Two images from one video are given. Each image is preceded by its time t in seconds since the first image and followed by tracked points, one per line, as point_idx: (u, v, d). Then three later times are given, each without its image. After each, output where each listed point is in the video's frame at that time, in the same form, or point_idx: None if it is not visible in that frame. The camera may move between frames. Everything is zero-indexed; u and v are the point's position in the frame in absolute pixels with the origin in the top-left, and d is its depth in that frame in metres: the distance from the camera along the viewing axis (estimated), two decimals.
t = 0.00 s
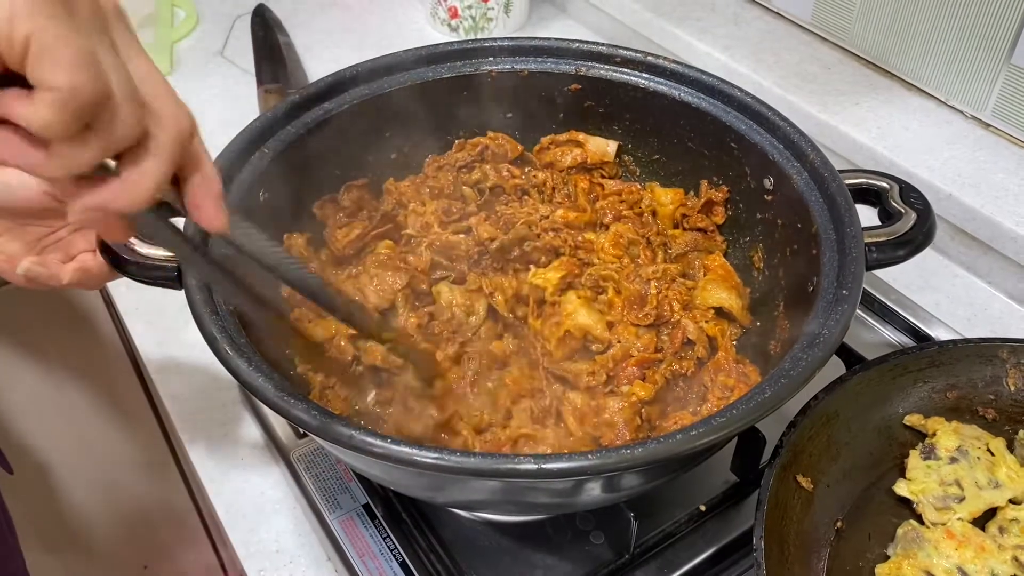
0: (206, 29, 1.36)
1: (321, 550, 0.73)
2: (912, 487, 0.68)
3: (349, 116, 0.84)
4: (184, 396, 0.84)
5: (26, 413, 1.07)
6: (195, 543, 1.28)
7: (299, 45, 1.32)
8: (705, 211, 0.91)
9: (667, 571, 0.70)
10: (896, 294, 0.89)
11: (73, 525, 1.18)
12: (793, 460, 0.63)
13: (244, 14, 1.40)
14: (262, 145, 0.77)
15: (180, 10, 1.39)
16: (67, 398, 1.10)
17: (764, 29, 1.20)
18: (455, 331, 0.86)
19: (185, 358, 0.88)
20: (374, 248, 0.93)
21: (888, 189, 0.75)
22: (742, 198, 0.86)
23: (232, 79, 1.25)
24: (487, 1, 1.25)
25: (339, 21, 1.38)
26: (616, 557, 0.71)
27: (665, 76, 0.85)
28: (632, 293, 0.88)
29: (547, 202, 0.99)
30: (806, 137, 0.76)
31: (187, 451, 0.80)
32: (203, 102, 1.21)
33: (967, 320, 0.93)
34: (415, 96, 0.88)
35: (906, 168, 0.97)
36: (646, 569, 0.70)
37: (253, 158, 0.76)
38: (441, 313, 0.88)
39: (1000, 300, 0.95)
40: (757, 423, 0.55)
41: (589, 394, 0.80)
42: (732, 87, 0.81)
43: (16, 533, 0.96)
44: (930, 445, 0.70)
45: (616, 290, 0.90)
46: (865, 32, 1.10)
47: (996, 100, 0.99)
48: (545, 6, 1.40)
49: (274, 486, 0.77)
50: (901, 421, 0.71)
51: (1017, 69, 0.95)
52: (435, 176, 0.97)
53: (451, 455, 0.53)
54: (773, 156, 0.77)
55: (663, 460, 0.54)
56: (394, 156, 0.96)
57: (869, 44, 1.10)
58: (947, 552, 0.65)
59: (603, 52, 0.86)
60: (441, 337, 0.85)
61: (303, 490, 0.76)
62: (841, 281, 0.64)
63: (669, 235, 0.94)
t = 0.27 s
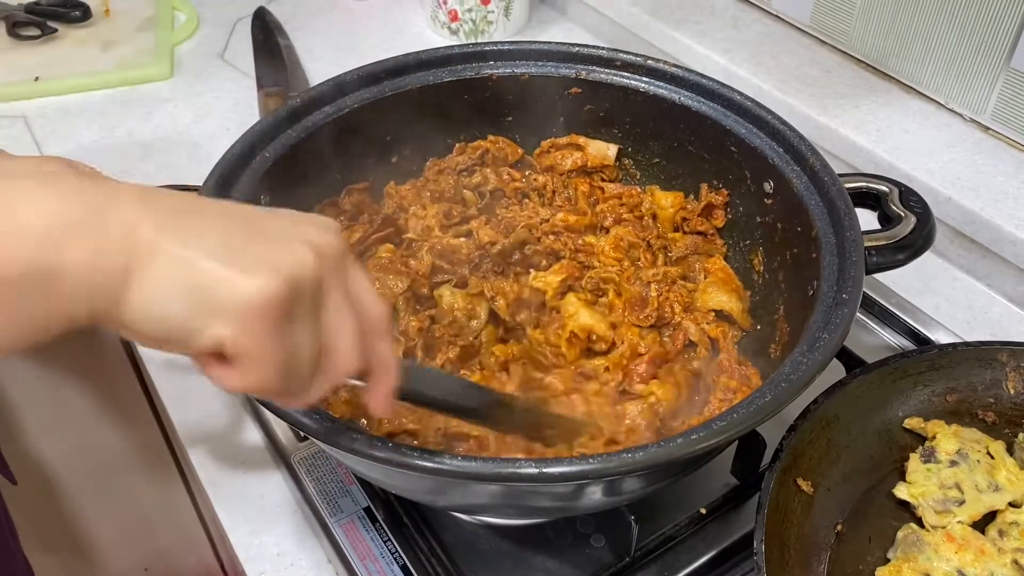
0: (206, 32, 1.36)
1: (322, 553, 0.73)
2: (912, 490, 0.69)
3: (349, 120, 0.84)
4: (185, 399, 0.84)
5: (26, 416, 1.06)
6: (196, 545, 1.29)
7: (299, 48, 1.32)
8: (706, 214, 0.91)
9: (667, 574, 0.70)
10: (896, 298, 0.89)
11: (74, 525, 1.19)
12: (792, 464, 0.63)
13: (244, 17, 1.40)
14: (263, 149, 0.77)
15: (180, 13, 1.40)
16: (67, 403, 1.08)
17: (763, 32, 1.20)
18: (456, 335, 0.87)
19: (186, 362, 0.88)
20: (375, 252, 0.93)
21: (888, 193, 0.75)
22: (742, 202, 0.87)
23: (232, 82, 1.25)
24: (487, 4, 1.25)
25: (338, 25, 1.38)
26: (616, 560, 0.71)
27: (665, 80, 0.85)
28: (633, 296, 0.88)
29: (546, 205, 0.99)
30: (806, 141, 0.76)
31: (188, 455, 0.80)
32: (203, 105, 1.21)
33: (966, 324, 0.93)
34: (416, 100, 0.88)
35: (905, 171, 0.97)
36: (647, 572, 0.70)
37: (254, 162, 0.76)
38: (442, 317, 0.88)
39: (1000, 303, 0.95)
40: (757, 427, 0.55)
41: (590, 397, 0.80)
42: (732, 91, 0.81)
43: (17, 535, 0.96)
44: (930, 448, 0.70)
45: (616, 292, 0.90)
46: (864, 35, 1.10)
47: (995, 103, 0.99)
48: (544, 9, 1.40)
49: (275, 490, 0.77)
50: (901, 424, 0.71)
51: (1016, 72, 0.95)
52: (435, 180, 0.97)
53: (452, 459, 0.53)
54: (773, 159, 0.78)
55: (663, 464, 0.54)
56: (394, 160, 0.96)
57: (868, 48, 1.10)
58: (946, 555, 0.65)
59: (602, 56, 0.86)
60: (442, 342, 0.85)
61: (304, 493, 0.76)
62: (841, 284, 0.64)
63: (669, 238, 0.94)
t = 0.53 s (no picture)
0: (205, 33, 1.36)
1: (320, 555, 0.73)
2: (910, 491, 0.69)
3: (347, 121, 0.84)
4: (183, 401, 0.84)
5: (27, 417, 1.07)
6: (197, 550, 1.29)
7: (297, 49, 1.32)
8: (704, 215, 0.91)
9: None
10: (895, 299, 0.89)
11: (75, 529, 1.19)
12: (791, 465, 0.63)
13: (243, 18, 1.40)
14: (260, 150, 0.77)
15: (178, 14, 1.40)
16: (67, 403, 1.09)
17: (762, 33, 1.20)
18: (454, 336, 0.86)
19: (184, 363, 0.88)
20: (373, 253, 0.93)
21: (886, 194, 0.75)
22: (740, 203, 0.87)
23: (230, 83, 1.25)
24: (485, 5, 1.25)
25: (337, 26, 1.38)
26: (615, 562, 0.71)
27: (663, 81, 0.85)
28: (631, 298, 0.88)
29: (545, 206, 1.00)
30: (803, 141, 0.76)
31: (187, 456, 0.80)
32: (202, 106, 1.21)
33: (965, 325, 0.93)
34: (413, 101, 0.88)
35: (904, 172, 0.97)
36: (646, 573, 0.70)
37: (251, 163, 0.76)
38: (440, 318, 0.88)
39: (998, 304, 0.95)
40: (755, 428, 0.55)
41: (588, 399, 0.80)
42: (730, 92, 0.81)
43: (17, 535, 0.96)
44: (928, 449, 0.70)
45: (614, 294, 0.89)
46: (863, 36, 1.10)
47: (994, 104, 0.99)
48: (543, 11, 1.40)
49: (273, 492, 0.77)
50: (899, 426, 0.71)
51: (1014, 73, 0.95)
52: (433, 181, 0.97)
53: (449, 461, 0.53)
54: (771, 160, 0.77)
55: (661, 465, 0.54)
56: (392, 161, 0.96)
57: (867, 49, 1.11)
58: (944, 556, 0.65)
59: (600, 57, 0.86)
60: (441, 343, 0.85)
61: (302, 495, 0.76)
62: (839, 285, 0.64)
63: (667, 240, 0.94)
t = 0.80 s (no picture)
0: (203, 33, 1.36)
1: (316, 556, 0.72)
2: (907, 492, 0.68)
3: (344, 121, 0.84)
4: (180, 402, 0.84)
5: (26, 417, 1.06)
6: (194, 548, 1.29)
7: (295, 50, 1.32)
8: (701, 216, 0.91)
9: None
10: (893, 299, 0.89)
11: (73, 532, 1.19)
12: (788, 466, 0.63)
13: (241, 18, 1.40)
14: (257, 150, 0.77)
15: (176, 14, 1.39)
16: (66, 403, 1.09)
17: (760, 33, 1.20)
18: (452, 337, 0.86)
19: (181, 363, 0.88)
20: (370, 255, 0.93)
21: (883, 194, 0.75)
22: (737, 203, 0.86)
23: (228, 84, 1.25)
24: (483, 5, 1.25)
25: (335, 26, 1.38)
26: (612, 563, 0.71)
27: (660, 81, 0.85)
28: (628, 298, 0.88)
29: (542, 207, 1.00)
30: (801, 142, 0.76)
31: (184, 457, 0.80)
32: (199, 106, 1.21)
33: (963, 325, 0.93)
34: (411, 102, 0.88)
35: (902, 173, 0.97)
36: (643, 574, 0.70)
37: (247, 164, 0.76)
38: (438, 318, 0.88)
39: (996, 304, 0.95)
40: (751, 429, 0.55)
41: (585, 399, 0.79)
42: (727, 92, 0.81)
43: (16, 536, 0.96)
44: (926, 450, 0.70)
45: (611, 295, 0.90)
46: (861, 37, 1.10)
47: (992, 104, 0.99)
48: (541, 11, 1.40)
49: (269, 492, 0.77)
50: (896, 426, 0.71)
51: (1012, 73, 0.95)
52: (430, 181, 0.97)
53: (445, 462, 0.53)
54: (768, 161, 0.77)
55: (657, 466, 0.53)
56: (390, 162, 0.95)
57: (864, 49, 1.10)
58: (942, 557, 0.65)
59: (598, 57, 0.86)
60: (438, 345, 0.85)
61: (298, 496, 0.76)
62: (836, 285, 0.64)
63: (664, 240, 0.94)
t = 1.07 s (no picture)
0: (203, 34, 1.36)
1: (317, 557, 0.72)
2: (910, 493, 0.68)
3: (344, 122, 0.84)
4: (180, 403, 0.84)
5: (25, 416, 1.06)
6: (195, 548, 1.29)
7: (295, 51, 1.32)
8: (702, 217, 0.91)
9: None
10: (894, 300, 0.89)
11: (73, 533, 1.19)
12: (790, 467, 0.63)
13: (240, 19, 1.40)
14: (257, 151, 0.77)
15: (175, 15, 1.39)
16: (66, 403, 1.09)
17: (760, 34, 1.20)
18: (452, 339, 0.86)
19: (181, 364, 0.88)
20: (371, 256, 0.93)
21: (884, 195, 0.75)
22: (738, 204, 0.86)
23: (228, 85, 1.25)
24: (483, 6, 1.25)
25: (334, 27, 1.38)
26: (613, 564, 0.70)
27: (661, 82, 0.85)
28: (629, 299, 0.88)
29: (543, 208, 0.99)
30: (802, 142, 0.76)
31: (184, 459, 0.80)
32: (199, 107, 1.20)
33: (963, 326, 0.93)
34: (411, 102, 0.88)
35: (902, 173, 0.97)
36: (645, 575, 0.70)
37: (248, 165, 0.75)
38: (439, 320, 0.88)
39: (997, 305, 0.95)
40: (753, 430, 0.55)
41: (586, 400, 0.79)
42: (728, 93, 0.81)
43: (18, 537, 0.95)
44: (928, 451, 0.70)
45: (612, 296, 0.90)
46: (861, 37, 1.10)
47: (992, 105, 0.99)
48: (541, 12, 1.40)
49: (269, 494, 0.77)
50: (898, 427, 0.71)
51: (1012, 74, 0.95)
52: (431, 182, 0.97)
53: (446, 463, 0.53)
54: (769, 161, 0.77)
55: (660, 467, 0.53)
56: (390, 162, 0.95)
57: (865, 50, 1.10)
58: (944, 558, 0.65)
59: (598, 58, 0.86)
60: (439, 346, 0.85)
61: (299, 497, 0.76)
62: (837, 287, 0.64)
63: (665, 241, 0.93)
